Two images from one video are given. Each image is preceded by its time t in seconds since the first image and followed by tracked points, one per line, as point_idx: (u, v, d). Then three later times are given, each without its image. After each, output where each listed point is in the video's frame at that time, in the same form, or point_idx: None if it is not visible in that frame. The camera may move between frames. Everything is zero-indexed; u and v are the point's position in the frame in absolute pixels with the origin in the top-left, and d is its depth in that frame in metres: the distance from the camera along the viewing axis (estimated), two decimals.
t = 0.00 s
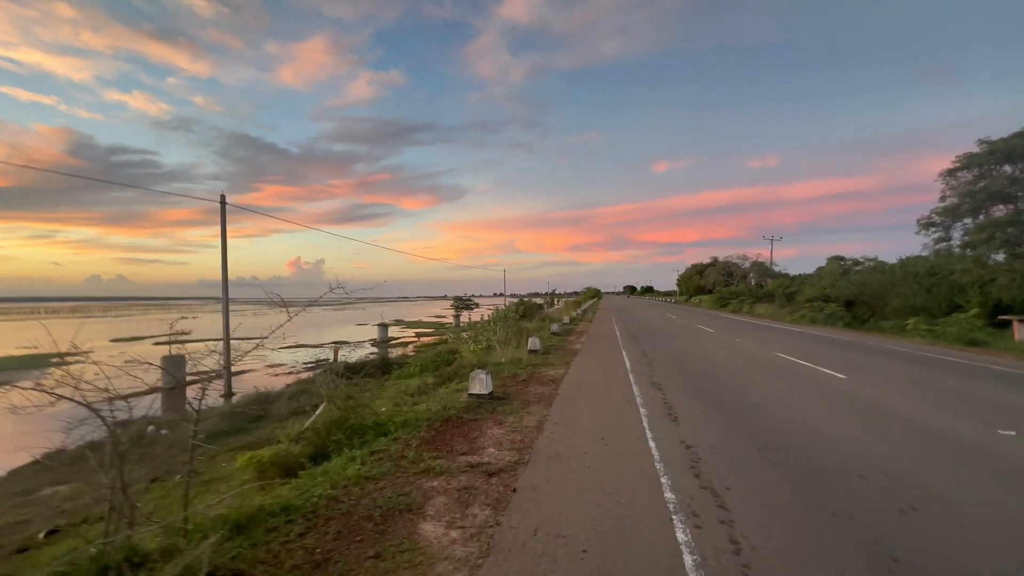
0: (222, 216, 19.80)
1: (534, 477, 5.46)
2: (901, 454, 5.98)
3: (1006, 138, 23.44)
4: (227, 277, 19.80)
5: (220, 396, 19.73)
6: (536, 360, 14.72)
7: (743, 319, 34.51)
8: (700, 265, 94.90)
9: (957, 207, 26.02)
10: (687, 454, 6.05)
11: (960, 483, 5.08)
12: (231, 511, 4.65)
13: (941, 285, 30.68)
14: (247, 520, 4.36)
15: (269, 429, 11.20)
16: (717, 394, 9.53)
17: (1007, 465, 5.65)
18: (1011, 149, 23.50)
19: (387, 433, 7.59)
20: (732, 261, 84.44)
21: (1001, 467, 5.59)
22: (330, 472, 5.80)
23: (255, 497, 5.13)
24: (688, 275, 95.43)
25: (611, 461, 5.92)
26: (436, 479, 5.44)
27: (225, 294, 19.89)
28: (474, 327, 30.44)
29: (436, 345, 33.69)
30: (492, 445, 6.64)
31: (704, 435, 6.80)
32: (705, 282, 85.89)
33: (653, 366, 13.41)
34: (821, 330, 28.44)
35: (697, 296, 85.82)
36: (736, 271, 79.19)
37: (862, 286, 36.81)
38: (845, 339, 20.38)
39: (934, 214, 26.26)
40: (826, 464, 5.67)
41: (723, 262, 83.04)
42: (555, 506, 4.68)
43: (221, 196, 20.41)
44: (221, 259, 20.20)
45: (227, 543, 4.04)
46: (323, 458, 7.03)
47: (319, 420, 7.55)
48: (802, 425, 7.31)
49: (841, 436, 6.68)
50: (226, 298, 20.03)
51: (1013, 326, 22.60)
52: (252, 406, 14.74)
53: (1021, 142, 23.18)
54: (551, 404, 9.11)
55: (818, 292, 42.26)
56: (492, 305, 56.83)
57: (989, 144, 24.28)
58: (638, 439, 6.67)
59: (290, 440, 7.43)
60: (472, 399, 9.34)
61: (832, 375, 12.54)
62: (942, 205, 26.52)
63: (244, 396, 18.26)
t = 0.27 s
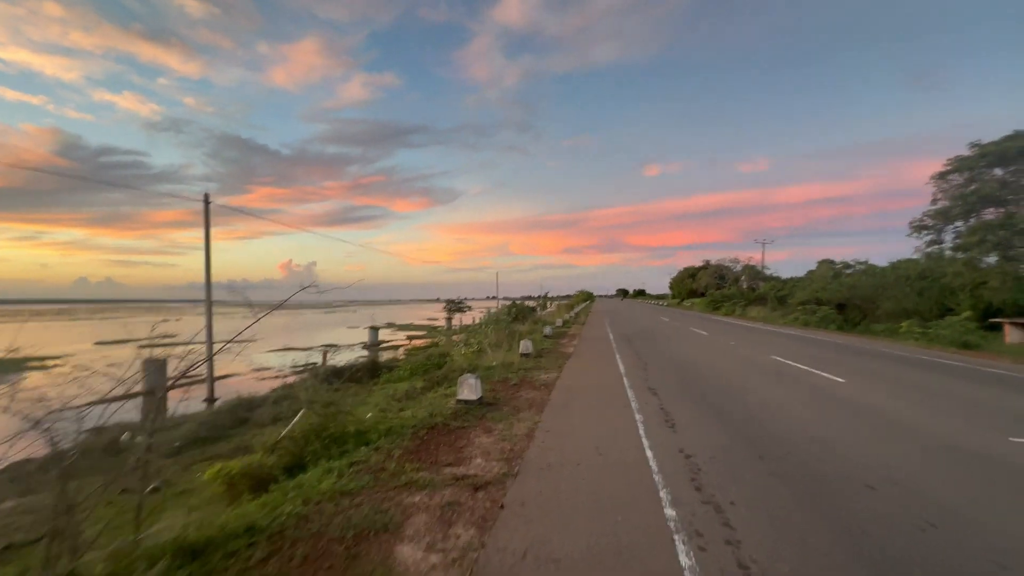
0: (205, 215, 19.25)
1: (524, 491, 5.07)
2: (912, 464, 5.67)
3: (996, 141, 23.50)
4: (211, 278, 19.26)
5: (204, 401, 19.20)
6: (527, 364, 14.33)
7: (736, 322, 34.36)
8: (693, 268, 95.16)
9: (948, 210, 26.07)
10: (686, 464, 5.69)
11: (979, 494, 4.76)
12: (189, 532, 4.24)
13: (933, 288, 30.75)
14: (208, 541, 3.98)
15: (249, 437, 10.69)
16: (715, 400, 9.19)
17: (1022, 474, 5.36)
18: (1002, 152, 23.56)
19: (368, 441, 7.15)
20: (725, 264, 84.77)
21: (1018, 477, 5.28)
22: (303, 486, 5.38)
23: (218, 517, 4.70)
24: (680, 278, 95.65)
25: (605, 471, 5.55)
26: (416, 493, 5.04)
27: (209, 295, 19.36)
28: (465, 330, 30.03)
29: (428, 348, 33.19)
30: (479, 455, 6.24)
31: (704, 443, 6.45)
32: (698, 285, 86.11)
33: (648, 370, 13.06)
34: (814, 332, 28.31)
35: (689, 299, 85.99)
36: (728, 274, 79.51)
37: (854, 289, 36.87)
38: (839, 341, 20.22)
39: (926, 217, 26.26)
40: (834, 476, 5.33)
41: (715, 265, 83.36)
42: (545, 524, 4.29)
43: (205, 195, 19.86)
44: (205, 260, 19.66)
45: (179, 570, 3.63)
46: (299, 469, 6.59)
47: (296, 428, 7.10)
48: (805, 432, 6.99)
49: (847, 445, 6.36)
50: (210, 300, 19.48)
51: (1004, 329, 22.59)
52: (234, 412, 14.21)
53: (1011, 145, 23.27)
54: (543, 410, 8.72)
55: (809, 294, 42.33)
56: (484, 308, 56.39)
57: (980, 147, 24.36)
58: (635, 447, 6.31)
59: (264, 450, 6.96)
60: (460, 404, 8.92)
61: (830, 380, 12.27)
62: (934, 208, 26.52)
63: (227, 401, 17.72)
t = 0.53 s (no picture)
0: (183, 213, 18.58)
1: (509, 514, 4.62)
2: (924, 482, 5.33)
3: (986, 143, 23.52)
4: (189, 279, 18.60)
5: (182, 405, 18.52)
6: (516, 367, 13.91)
7: (727, 323, 34.21)
8: (683, 268, 95.41)
9: (937, 212, 26.09)
10: (684, 481, 5.29)
11: (1001, 516, 4.41)
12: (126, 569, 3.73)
13: (922, 289, 30.78)
14: None
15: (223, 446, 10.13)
16: (712, 407, 8.82)
17: None
18: (991, 154, 23.60)
19: (344, 455, 6.65)
20: (715, 265, 85.04)
21: None
22: (265, 509, 4.88)
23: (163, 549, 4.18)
24: (671, 279, 95.87)
25: (598, 490, 5.12)
26: (390, 517, 4.57)
27: (187, 295, 18.69)
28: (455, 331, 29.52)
29: (416, 349, 32.63)
30: (462, 471, 5.79)
31: (702, 456, 6.05)
32: (689, 285, 86.32)
33: (641, 373, 12.68)
34: (805, 334, 28.19)
35: (680, 299, 86.17)
36: (718, 274, 79.75)
37: (843, 290, 36.93)
38: (831, 343, 20.06)
39: (917, 218, 26.25)
40: (844, 496, 4.96)
41: (705, 265, 83.60)
42: (531, 555, 3.85)
43: (182, 192, 19.18)
44: (183, 259, 18.98)
45: None
46: (267, 486, 6.08)
47: (266, 441, 6.60)
48: (808, 445, 6.64)
49: (853, 461, 6.00)
50: (188, 300, 18.81)
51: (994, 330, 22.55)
52: (210, 417, 13.61)
53: (1001, 147, 23.31)
54: (531, 418, 8.28)
55: (799, 295, 42.39)
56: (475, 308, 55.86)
57: (969, 149, 24.40)
58: (629, 462, 5.90)
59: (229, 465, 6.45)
60: (445, 412, 8.45)
61: (827, 387, 11.99)
62: (924, 209, 26.52)
63: (205, 405, 17.07)
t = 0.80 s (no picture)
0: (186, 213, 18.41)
1: (506, 533, 4.24)
2: (961, 501, 4.88)
3: (1007, 140, 22.80)
4: (191, 279, 18.44)
5: (184, 406, 18.34)
6: (520, 370, 13.54)
7: (737, 325, 33.60)
8: (691, 270, 94.49)
9: (955, 211, 25.37)
10: (698, 497, 4.89)
11: None
12: None
13: (938, 291, 30.12)
14: None
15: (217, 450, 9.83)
16: (724, 414, 8.38)
17: None
18: (1012, 151, 22.87)
19: (334, 463, 6.31)
20: (724, 266, 84.09)
21: None
22: (244, 525, 4.53)
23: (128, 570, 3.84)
24: (678, 280, 95.04)
25: (603, 507, 4.73)
26: (376, 536, 4.19)
27: (189, 295, 18.53)
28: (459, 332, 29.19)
29: (421, 350, 32.35)
30: (458, 482, 5.42)
31: (717, 469, 5.64)
32: (696, 287, 85.40)
33: (648, 378, 12.28)
34: (818, 337, 27.53)
35: (688, 301, 85.22)
36: (727, 276, 78.85)
37: (856, 292, 36.14)
38: (845, 346, 19.46)
39: (934, 218, 25.57)
40: (874, 517, 4.54)
41: (714, 267, 82.74)
42: None
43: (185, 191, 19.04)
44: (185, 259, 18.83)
45: None
46: (252, 496, 5.74)
47: (253, 448, 6.26)
48: (830, 458, 6.20)
49: (880, 476, 5.59)
50: (190, 301, 18.65)
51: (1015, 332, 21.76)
52: (208, 420, 13.35)
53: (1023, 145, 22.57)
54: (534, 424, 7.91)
55: (811, 297, 41.61)
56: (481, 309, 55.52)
57: (989, 147, 23.69)
58: (637, 474, 5.50)
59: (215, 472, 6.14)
60: (444, 417, 8.07)
61: (843, 393, 11.49)
62: (942, 209, 25.82)
63: (205, 407, 16.86)
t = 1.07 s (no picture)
0: (178, 208, 18.06)
1: (495, 555, 3.88)
2: (988, 519, 4.53)
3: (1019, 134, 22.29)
4: (185, 275, 18.14)
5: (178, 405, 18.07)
6: (518, 370, 13.18)
7: (740, 323, 33.19)
8: (694, 267, 93.93)
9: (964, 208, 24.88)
10: (704, 514, 4.54)
11: None
12: None
13: (945, 289, 29.67)
14: None
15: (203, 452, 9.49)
16: (730, 418, 8.02)
17: None
18: None
19: (318, 470, 5.96)
20: (726, 264, 83.50)
21: None
22: (211, 544, 4.17)
23: None
24: (681, 277, 94.48)
25: (602, 524, 4.36)
26: (352, 557, 3.84)
27: (183, 292, 18.22)
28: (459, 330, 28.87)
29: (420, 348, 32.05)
30: (446, 494, 5.05)
31: (724, 480, 5.29)
32: (699, 285, 84.84)
33: (651, 377, 11.91)
34: (823, 335, 27.11)
35: (690, 298, 84.72)
36: (729, 273, 78.33)
37: (862, 290, 35.66)
38: (852, 346, 19.05)
39: (942, 215, 25.10)
40: (895, 538, 4.19)
41: (717, 264, 82.18)
42: None
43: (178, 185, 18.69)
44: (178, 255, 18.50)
45: None
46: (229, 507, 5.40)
47: (232, 456, 5.91)
48: (844, 468, 5.84)
49: (898, 490, 5.24)
50: (184, 297, 18.35)
51: None
52: (199, 420, 13.03)
53: None
54: (531, 428, 7.55)
55: (815, 295, 41.12)
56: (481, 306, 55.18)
57: (999, 142, 23.20)
58: (639, 487, 5.13)
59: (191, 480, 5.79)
60: (437, 421, 7.73)
61: (852, 392, 11.14)
62: (950, 205, 25.35)
63: (199, 405, 16.58)
